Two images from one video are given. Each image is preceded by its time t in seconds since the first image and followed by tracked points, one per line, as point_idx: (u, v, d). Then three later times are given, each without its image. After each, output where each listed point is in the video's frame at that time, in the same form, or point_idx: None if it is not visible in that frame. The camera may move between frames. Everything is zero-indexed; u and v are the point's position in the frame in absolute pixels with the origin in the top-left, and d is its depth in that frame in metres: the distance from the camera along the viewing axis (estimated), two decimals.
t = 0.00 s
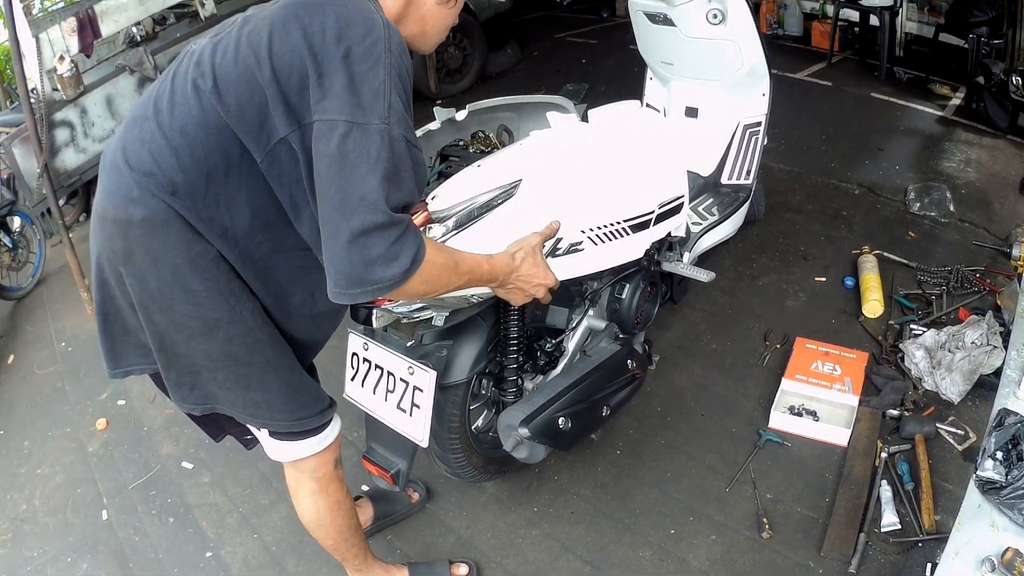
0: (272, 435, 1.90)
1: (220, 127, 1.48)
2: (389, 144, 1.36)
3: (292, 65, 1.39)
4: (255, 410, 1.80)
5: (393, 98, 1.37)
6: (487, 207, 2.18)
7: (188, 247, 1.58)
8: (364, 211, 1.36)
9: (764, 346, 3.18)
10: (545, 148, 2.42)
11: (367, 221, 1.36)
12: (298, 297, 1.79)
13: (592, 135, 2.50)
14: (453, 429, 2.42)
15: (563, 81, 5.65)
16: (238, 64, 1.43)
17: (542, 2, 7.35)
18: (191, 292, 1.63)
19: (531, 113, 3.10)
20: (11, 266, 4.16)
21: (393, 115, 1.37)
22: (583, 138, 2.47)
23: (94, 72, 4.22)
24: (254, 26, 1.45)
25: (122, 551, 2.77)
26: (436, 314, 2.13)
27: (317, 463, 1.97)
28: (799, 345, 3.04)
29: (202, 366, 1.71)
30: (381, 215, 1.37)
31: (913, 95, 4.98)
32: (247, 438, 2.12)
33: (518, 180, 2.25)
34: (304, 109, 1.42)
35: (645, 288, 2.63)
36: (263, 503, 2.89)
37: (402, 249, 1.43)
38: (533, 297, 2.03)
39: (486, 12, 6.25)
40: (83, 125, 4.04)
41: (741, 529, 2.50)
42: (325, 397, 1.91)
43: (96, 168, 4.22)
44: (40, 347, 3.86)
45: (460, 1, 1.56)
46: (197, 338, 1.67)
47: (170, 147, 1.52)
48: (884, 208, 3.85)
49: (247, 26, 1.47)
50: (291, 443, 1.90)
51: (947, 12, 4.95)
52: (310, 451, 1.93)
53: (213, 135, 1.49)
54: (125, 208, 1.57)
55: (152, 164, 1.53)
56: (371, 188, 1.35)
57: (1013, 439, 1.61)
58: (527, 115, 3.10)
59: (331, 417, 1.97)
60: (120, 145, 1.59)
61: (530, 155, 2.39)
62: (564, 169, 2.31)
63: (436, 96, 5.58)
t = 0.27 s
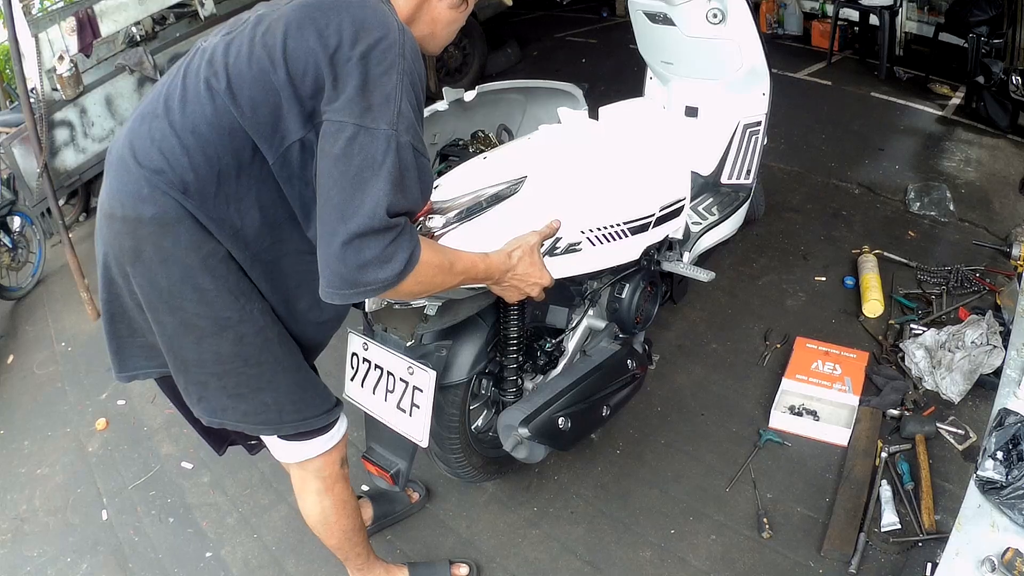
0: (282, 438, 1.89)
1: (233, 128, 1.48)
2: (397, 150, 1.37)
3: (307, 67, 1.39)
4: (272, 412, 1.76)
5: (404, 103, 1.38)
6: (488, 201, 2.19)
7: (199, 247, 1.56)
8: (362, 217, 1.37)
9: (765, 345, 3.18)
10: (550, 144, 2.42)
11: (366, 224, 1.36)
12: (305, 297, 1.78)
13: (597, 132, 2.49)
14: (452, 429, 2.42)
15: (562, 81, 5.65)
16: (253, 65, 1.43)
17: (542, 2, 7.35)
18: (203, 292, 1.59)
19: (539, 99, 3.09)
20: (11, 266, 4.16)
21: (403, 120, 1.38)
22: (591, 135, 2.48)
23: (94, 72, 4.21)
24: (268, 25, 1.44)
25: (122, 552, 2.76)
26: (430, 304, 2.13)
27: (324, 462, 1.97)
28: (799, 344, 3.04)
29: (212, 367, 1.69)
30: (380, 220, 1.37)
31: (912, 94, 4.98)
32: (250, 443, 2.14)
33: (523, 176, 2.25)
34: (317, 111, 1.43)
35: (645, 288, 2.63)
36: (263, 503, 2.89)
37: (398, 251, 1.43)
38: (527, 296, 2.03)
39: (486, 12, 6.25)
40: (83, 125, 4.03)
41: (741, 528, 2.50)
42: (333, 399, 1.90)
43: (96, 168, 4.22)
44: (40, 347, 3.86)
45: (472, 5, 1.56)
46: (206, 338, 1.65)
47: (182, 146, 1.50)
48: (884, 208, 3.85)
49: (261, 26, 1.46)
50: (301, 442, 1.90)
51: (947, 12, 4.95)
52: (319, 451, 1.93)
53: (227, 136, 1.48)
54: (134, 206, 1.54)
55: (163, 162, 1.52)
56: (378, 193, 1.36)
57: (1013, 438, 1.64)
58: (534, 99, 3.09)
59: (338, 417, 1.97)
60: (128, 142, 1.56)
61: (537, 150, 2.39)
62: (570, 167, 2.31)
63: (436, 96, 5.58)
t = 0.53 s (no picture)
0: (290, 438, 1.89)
1: (248, 126, 1.46)
2: (406, 146, 1.36)
3: (322, 64, 1.38)
4: (277, 413, 1.76)
5: (415, 101, 1.38)
6: (490, 194, 2.15)
7: (210, 247, 1.54)
8: (364, 209, 1.36)
9: (765, 347, 3.18)
10: (556, 137, 2.40)
11: (369, 217, 1.35)
12: (313, 300, 1.78)
13: (601, 129, 2.47)
14: (452, 430, 2.42)
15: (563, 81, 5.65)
16: (268, 62, 1.41)
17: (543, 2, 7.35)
18: (213, 290, 1.58)
19: (540, 96, 2.90)
20: (11, 266, 4.17)
21: (412, 117, 1.37)
22: (594, 133, 2.44)
23: (95, 72, 4.21)
24: (283, 23, 1.43)
25: (122, 552, 2.77)
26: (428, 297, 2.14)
27: (330, 464, 1.98)
28: (800, 346, 3.04)
29: (216, 368, 1.68)
30: (384, 214, 1.36)
31: (913, 96, 4.98)
32: (257, 450, 2.11)
33: (525, 169, 2.23)
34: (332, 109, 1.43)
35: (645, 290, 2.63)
36: (263, 505, 2.89)
37: (399, 244, 1.42)
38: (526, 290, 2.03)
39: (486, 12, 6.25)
40: (83, 126, 4.02)
41: (741, 530, 2.51)
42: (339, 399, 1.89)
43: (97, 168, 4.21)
44: (40, 347, 3.87)
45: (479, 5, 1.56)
46: (210, 340, 1.64)
47: (195, 142, 1.48)
48: (884, 209, 3.85)
49: (275, 23, 1.44)
50: (309, 444, 1.90)
51: (948, 14, 4.95)
52: (326, 452, 1.94)
53: (241, 133, 1.47)
54: (145, 204, 1.51)
55: (175, 160, 1.49)
56: (386, 188, 1.35)
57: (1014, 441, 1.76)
58: (535, 96, 2.90)
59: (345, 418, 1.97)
60: (138, 139, 1.53)
61: (544, 144, 2.36)
62: (575, 163, 2.30)
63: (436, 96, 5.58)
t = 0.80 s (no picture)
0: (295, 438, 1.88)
1: (258, 121, 1.46)
2: (414, 138, 1.36)
3: (333, 59, 1.38)
4: (283, 412, 1.75)
5: (425, 95, 1.38)
6: (500, 185, 2.17)
7: (220, 243, 1.54)
8: (372, 199, 1.35)
9: (766, 349, 3.18)
10: (567, 131, 2.37)
11: (377, 208, 1.35)
12: (321, 300, 1.78)
13: (611, 125, 2.44)
14: (453, 431, 2.42)
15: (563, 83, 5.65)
16: (279, 57, 1.41)
17: (544, 4, 7.36)
18: (222, 287, 1.58)
19: (548, 97, 2.86)
20: (11, 266, 4.17)
21: (421, 111, 1.37)
22: (605, 130, 2.41)
23: (95, 73, 4.21)
24: (294, 18, 1.43)
25: (122, 553, 2.76)
26: (433, 284, 2.15)
27: (334, 465, 1.98)
28: (800, 348, 3.04)
29: (221, 368, 1.68)
30: (392, 204, 1.36)
31: (914, 98, 4.98)
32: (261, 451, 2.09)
33: (536, 161, 2.23)
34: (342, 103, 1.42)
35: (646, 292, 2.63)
36: (264, 505, 2.89)
37: (406, 234, 1.42)
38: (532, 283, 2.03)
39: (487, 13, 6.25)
40: (84, 126, 4.02)
41: (742, 531, 2.51)
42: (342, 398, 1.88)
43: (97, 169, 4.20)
44: (40, 347, 3.87)
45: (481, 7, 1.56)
46: (215, 339, 1.64)
47: (205, 137, 1.47)
48: (885, 211, 3.85)
49: (286, 19, 1.44)
50: (314, 444, 1.89)
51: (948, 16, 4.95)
52: (330, 453, 1.94)
53: (251, 128, 1.46)
54: (154, 199, 1.51)
55: (186, 155, 1.49)
56: (395, 179, 1.35)
57: (1014, 443, 1.87)
58: (542, 96, 2.86)
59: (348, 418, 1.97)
60: (147, 134, 1.52)
61: (554, 138, 2.33)
62: (585, 159, 2.28)
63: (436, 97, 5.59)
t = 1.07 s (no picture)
0: (301, 438, 1.89)
1: (261, 120, 1.46)
2: (420, 137, 1.36)
3: (338, 58, 1.38)
4: (285, 410, 1.75)
5: (430, 94, 1.38)
6: (512, 184, 2.16)
7: (223, 243, 1.54)
8: (380, 198, 1.35)
9: (765, 349, 3.18)
10: (581, 130, 2.36)
11: (384, 206, 1.35)
12: (321, 300, 1.78)
13: (629, 125, 2.43)
14: (452, 431, 2.42)
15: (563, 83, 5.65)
16: (283, 56, 1.42)
17: (543, 4, 7.36)
18: (225, 286, 1.58)
19: (561, 83, 2.99)
20: (11, 266, 4.17)
21: (427, 110, 1.37)
22: (622, 128, 2.40)
23: (94, 72, 4.20)
24: (298, 18, 1.44)
25: (122, 552, 2.76)
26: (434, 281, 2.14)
27: (335, 463, 1.98)
28: (800, 348, 3.04)
29: (222, 367, 1.68)
30: (399, 202, 1.36)
31: (913, 98, 4.98)
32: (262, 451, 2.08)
33: (549, 160, 2.23)
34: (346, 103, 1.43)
35: (645, 291, 2.62)
36: (263, 505, 2.89)
37: (414, 233, 1.42)
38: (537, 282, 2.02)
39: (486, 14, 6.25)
40: (83, 126, 4.01)
41: (741, 531, 2.50)
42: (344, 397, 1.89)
43: (97, 169, 4.19)
44: (39, 347, 3.87)
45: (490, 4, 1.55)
46: (217, 338, 1.64)
47: (208, 137, 1.47)
48: (884, 211, 3.85)
49: (290, 18, 1.45)
50: (316, 443, 1.90)
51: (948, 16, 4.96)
52: (331, 452, 1.93)
53: (255, 127, 1.46)
54: (157, 199, 1.51)
55: (188, 154, 1.48)
56: (402, 177, 1.35)
57: (1014, 442, 1.86)
58: (555, 82, 2.99)
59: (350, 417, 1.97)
60: (149, 133, 1.52)
61: (567, 137, 2.32)
62: (597, 159, 2.27)
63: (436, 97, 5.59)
